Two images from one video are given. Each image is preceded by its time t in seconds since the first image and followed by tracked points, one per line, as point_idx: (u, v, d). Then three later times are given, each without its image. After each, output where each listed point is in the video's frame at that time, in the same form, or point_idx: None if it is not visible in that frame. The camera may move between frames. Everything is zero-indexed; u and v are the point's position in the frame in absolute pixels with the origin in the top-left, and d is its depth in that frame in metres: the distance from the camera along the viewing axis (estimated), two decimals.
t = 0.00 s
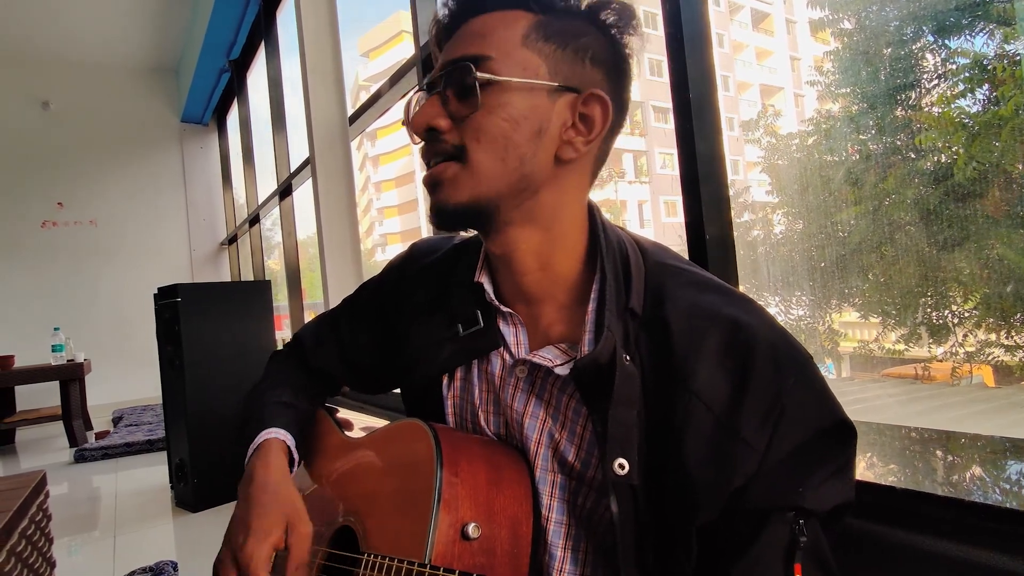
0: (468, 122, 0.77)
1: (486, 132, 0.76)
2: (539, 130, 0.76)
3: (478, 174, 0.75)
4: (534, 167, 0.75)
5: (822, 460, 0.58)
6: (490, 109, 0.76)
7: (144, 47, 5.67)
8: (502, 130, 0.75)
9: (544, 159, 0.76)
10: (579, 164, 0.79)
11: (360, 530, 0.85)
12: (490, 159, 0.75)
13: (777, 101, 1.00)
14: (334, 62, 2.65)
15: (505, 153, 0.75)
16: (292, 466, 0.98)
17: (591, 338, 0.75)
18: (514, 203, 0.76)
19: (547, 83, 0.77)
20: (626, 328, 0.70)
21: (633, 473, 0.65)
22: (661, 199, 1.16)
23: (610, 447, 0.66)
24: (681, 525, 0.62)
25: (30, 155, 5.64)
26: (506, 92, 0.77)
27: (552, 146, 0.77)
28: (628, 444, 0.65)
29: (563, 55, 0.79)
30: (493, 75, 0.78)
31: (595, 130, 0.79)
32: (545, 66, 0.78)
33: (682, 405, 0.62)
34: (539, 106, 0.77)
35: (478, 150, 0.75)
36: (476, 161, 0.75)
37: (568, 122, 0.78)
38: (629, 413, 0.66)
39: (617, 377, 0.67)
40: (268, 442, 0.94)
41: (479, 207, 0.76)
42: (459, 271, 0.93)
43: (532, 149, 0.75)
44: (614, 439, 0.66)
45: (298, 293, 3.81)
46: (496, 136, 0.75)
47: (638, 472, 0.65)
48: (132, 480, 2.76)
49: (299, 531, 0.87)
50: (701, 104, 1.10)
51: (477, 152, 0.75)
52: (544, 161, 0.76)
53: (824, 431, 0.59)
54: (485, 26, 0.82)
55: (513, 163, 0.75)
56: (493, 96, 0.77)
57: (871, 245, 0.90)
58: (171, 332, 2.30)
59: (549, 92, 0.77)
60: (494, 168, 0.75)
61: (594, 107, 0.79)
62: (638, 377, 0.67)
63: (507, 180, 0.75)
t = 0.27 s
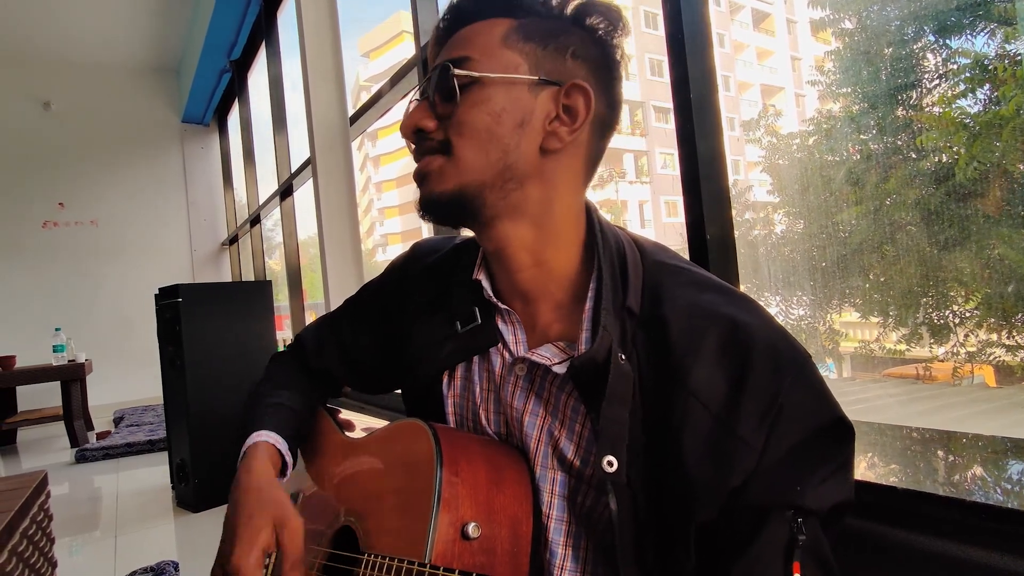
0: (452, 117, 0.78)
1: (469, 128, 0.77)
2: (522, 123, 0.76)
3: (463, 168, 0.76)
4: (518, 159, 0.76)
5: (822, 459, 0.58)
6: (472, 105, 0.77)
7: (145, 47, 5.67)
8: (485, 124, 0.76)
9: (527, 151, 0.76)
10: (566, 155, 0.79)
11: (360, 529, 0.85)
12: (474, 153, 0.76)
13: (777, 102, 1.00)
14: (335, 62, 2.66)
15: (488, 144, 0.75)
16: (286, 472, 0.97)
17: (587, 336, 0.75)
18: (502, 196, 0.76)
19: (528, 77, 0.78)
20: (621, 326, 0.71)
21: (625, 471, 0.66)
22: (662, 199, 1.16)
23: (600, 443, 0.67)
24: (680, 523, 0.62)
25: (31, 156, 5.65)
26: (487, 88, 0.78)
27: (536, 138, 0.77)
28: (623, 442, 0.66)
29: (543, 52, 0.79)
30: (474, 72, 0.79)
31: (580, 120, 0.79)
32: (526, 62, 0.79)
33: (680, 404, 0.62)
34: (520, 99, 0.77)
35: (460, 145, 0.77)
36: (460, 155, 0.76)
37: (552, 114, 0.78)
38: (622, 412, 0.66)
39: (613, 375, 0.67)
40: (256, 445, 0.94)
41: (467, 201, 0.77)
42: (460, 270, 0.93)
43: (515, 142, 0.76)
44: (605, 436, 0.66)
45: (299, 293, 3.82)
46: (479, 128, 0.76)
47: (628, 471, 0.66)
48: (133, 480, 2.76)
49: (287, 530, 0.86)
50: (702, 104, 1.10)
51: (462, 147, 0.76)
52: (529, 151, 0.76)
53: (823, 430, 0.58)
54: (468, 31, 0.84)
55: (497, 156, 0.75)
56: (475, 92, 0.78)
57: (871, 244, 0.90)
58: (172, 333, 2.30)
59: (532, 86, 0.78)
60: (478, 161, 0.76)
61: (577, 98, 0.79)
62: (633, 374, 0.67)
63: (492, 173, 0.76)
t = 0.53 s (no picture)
0: (445, 118, 0.79)
1: (461, 127, 0.78)
2: (512, 118, 0.77)
3: (457, 167, 0.77)
4: (509, 154, 0.76)
5: (820, 454, 0.57)
6: (464, 105, 0.79)
7: (146, 48, 5.68)
8: (476, 123, 0.77)
9: (518, 146, 0.76)
10: (557, 148, 0.78)
11: (362, 527, 0.85)
12: (467, 152, 0.77)
13: (779, 102, 1.00)
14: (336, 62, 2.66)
15: (480, 142, 0.76)
16: (291, 470, 0.98)
17: (586, 331, 0.75)
18: (496, 193, 0.77)
19: (517, 75, 0.78)
20: (620, 321, 0.70)
21: (628, 466, 0.65)
22: (663, 198, 1.16)
23: (604, 437, 0.66)
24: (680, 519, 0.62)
25: (33, 156, 5.66)
26: (477, 87, 0.79)
27: (527, 132, 0.77)
28: (624, 436, 0.65)
29: (532, 52, 0.79)
30: (465, 72, 0.80)
31: (569, 113, 0.78)
32: (514, 60, 0.79)
33: (679, 399, 0.62)
34: (509, 96, 0.77)
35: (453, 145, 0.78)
36: (454, 155, 0.78)
37: (542, 108, 0.78)
38: (623, 405, 0.66)
39: (612, 370, 0.67)
40: (262, 443, 0.94)
41: (462, 200, 0.78)
42: (461, 268, 0.94)
43: (506, 137, 0.76)
44: (607, 428, 0.65)
45: (300, 293, 3.82)
46: (471, 128, 0.77)
47: (630, 464, 0.65)
48: (135, 480, 2.76)
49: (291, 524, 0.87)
50: (702, 104, 1.10)
51: (456, 147, 0.78)
52: (520, 147, 0.76)
53: (822, 424, 0.58)
54: (462, 35, 0.86)
55: (489, 152, 0.76)
56: (466, 93, 0.79)
57: (872, 244, 0.90)
58: (174, 333, 2.30)
59: (521, 82, 0.78)
60: (471, 159, 0.77)
61: (565, 92, 0.78)
62: (633, 370, 0.67)
63: (485, 170, 0.76)
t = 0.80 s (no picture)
0: (439, 121, 0.80)
1: (455, 129, 0.78)
2: (506, 119, 0.77)
3: (452, 169, 0.78)
4: (504, 155, 0.76)
5: (820, 451, 0.57)
6: (457, 108, 0.79)
7: (148, 48, 5.69)
8: (470, 125, 0.77)
9: (513, 147, 0.76)
10: (552, 148, 0.78)
11: (364, 527, 0.85)
12: (462, 154, 0.77)
13: (780, 101, 0.99)
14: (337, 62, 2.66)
15: (475, 144, 0.77)
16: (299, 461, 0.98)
17: (586, 331, 0.75)
18: (492, 194, 0.77)
19: (510, 76, 0.78)
20: (620, 321, 0.70)
21: (626, 465, 0.65)
22: (665, 198, 1.16)
23: (600, 437, 0.66)
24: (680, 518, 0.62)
25: (35, 157, 5.67)
26: (470, 89, 0.79)
27: (521, 133, 0.77)
28: (620, 436, 0.66)
29: (524, 52, 0.80)
30: (457, 75, 0.80)
31: (562, 112, 0.78)
32: (506, 62, 0.79)
33: (678, 397, 0.62)
34: (502, 97, 0.78)
35: (448, 148, 0.78)
36: (449, 157, 0.78)
37: (535, 108, 0.78)
38: (620, 405, 0.66)
39: (609, 371, 0.68)
40: (268, 430, 0.95)
41: (458, 202, 0.78)
42: (462, 269, 0.94)
43: (500, 139, 0.76)
44: (604, 430, 0.66)
45: (301, 293, 3.82)
46: (465, 131, 0.77)
47: (628, 463, 0.65)
48: (137, 480, 2.77)
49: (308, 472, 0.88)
50: (703, 104, 1.09)
51: (450, 149, 0.78)
52: (515, 148, 0.76)
53: (820, 422, 0.58)
54: (454, 38, 0.86)
55: (484, 154, 0.76)
56: (459, 95, 0.79)
57: (874, 243, 0.90)
58: (176, 333, 2.30)
59: (514, 83, 0.78)
60: (466, 162, 0.77)
61: (558, 92, 0.78)
62: (630, 369, 0.67)
63: (480, 172, 0.77)
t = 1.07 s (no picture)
0: (433, 125, 0.80)
1: (451, 135, 0.78)
2: (501, 124, 0.77)
3: (448, 175, 0.78)
4: (500, 160, 0.76)
5: (821, 453, 0.58)
6: (452, 112, 0.79)
7: (149, 48, 5.69)
8: (465, 130, 0.78)
9: (509, 151, 0.76)
10: (551, 151, 0.77)
11: (365, 527, 0.85)
12: (457, 160, 0.77)
13: (781, 100, 0.99)
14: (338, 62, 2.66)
15: (470, 149, 0.77)
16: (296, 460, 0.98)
17: (586, 336, 0.75)
18: (488, 199, 0.78)
19: (506, 78, 0.78)
20: (621, 323, 0.70)
21: (631, 473, 0.65)
22: (665, 198, 1.16)
23: (604, 443, 0.66)
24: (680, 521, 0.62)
25: (37, 157, 5.67)
26: (464, 93, 0.79)
27: (517, 137, 0.77)
28: (624, 441, 0.65)
29: (520, 52, 0.79)
30: (451, 78, 0.80)
31: (560, 114, 0.77)
32: (501, 64, 0.79)
33: (679, 400, 0.62)
34: (497, 101, 0.77)
35: (443, 153, 0.79)
36: (445, 163, 0.78)
37: (532, 110, 0.77)
38: (624, 410, 0.66)
39: (613, 376, 0.67)
40: (264, 431, 0.95)
41: (455, 207, 0.79)
42: (462, 269, 0.93)
43: (496, 143, 0.77)
44: (607, 436, 0.66)
45: (302, 292, 3.82)
46: (460, 136, 0.78)
47: (632, 470, 0.65)
48: (138, 479, 2.77)
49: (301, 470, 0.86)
50: (704, 103, 1.09)
51: (445, 155, 0.78)
52: (511, 152, 0.76)
53: (822, 424, 0.58)
54: (447, 38, 0.85)
55: (479, 159, 0.77)
56: (454, 99, 0.79)
57: (875, 243, 0.90)
58: (176, 332, 2.30)
59: (510, 85, 0.78)
60: (461, 167, 0.77)
61: (556, 94, 0.77)
62: (633, 374, 0.67)
63: (475, 177, 0.77)
